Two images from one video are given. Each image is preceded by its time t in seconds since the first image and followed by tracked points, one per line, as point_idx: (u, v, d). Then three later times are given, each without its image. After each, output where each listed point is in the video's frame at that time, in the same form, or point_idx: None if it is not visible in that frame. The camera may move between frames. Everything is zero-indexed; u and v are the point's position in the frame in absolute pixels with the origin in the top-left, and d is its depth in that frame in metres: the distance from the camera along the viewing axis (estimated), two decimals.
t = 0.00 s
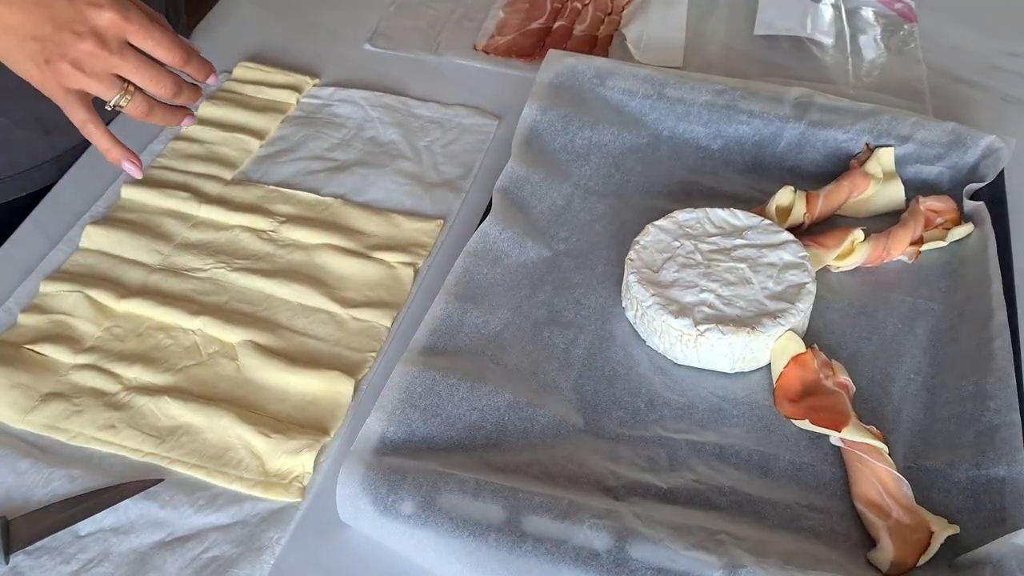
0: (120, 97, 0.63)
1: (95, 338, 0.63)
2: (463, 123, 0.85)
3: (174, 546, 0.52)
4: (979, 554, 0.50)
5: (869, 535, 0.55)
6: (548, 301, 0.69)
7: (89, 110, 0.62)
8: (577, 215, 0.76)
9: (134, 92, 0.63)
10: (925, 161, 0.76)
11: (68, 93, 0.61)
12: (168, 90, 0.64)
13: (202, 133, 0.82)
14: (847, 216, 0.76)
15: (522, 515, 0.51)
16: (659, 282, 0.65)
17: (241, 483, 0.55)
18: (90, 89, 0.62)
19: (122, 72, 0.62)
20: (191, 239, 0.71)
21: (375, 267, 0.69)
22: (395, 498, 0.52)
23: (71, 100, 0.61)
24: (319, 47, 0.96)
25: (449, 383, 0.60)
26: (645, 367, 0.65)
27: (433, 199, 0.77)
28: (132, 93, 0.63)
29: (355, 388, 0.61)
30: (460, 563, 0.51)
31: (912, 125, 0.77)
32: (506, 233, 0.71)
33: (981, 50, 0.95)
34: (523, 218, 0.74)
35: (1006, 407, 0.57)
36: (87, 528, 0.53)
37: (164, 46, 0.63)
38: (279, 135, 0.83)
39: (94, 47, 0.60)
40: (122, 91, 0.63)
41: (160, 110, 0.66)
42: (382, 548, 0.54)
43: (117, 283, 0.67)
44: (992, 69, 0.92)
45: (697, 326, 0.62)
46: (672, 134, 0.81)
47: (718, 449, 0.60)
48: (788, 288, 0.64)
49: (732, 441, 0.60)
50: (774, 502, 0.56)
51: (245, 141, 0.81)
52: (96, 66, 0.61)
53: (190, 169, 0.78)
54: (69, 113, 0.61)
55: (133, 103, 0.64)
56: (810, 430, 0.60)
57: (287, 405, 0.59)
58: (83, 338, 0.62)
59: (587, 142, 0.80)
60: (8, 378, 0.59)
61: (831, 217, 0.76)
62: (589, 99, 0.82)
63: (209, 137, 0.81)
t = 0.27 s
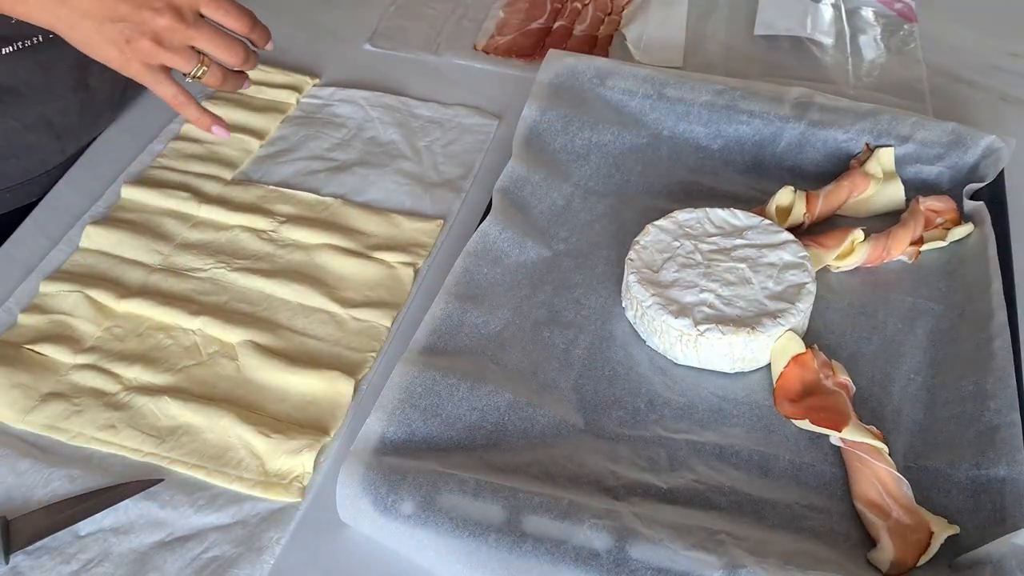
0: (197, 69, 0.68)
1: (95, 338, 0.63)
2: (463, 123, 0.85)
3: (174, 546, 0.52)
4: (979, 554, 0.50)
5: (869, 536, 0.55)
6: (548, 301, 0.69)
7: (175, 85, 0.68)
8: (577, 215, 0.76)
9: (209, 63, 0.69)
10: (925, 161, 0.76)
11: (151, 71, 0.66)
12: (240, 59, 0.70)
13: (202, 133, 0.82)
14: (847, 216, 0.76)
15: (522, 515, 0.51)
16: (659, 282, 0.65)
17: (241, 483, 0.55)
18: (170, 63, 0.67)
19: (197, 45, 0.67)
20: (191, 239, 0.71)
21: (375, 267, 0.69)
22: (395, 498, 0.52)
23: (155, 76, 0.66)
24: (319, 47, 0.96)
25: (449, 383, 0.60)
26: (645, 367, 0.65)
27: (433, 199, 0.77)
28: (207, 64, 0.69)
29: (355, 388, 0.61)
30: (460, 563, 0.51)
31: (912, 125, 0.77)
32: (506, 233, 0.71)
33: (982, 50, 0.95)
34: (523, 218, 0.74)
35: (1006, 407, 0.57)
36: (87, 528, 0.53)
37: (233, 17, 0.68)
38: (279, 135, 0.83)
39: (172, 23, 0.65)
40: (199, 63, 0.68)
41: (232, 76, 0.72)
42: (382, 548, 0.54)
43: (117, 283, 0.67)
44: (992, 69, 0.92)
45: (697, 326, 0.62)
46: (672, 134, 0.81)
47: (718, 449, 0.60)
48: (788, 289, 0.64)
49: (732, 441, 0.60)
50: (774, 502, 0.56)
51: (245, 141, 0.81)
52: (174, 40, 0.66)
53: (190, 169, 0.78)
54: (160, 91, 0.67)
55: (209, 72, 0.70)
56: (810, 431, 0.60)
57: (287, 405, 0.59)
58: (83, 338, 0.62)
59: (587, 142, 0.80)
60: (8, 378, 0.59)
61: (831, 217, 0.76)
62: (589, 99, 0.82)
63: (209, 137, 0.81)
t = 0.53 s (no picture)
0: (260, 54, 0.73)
1: (95, 338, 0.63)
2: (463, 123, 0.85)
3: (174, 546, 0.52)
4: (979, 554, 0.50)
5: (869, 536, 0.55)
6: (548, 301, 0.69)
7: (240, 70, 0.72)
8: (577, 215, 0.76)
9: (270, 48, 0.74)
10: (925, 161, 0.76)
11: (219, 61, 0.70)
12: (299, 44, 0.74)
13: (202, 133, 0.82)
14: (847, 216, 0.76)
15: (522, 515, 0.51)
16: (659, 282, 0.65)
17: (241, 483, 0.55)
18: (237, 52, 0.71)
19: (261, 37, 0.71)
20: (191, 239, 0.71)
21: (375, 268, 0.69)
22: (395, 498, 0.52)
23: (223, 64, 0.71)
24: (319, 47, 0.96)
25: (449, 383, 0.60)
26: (645, 368, 0.65)
27: (433, 199, 0.77)
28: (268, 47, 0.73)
29: (355, 388, 0.61)
30: (460, 563, 0.51)
31: (912, 125, 0.77)
32: (506, 233, 0.71)
33: (982, 50, 0.95)
34: (523, 218, 0.74)
35: (1006, 407, 0.57)
36: (87, 528, 0.53)
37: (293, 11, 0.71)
38: (280, 135, 0.83)
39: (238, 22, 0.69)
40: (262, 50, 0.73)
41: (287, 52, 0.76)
42: (381, 549, 0.54)
43: (117, 283, 0.67)
44: (992, 69, 0.92)
45: (697, 326, 0.62)
46: (672, 133, 0.81)
47: (718, 449, 0.60)
48: (788, 288, 0.64)
49: (732, 441, 0.60)
50: (774, 502, 0.56)
51: (246, 141, 0.81)
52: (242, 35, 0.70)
53: (190, 169, 0.78)
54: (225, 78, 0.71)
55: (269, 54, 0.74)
56: (810, 431, 0.60)
57: (287, 405, 0.59)
58: (83, 338, 0.62)
59: (587, 142, 0.80)
60: (8, 378, 0.59)
61: (831, 217, 0.76)
62: (589, 99, 0.82)
63: (209, 137, 0.81)
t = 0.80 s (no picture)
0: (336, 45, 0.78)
1: (95, 338, 0.63)
2: (463, 123, 0.85)
3: (174, 546, 0.52)
4: (979, 554, 0.50)
5: (869, 536, 0.55)
6: (548, 301, 0.69)
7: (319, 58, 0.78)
8: (577, 215, 0.76)
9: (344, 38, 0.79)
10: (925, 161, 0.76)
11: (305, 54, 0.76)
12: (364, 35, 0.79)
13: (202, 133, 0.82)
14: (847, 216, 0.76)
15: (522, 515, 0.51)
16: (659, 282, 0.65)
17: (241, 483, 0.55)
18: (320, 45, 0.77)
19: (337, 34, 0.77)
20: (191, 239, 0.71)
21: (375, 267, 0.69)
22: (395, 497, 0.52)
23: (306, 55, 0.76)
24: (319, 47, 0.96)
25: (449, 383, 0.60)
26: (645, 368, 0.65)
27: (433, 199, 0.77)
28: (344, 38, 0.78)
29: (355, 388, 0.61)
30: (460, 563, 0.51)
31: (912, 125, 0.77)
32: (506, 233, 0.71)
33: (982, 50, 0.95)
34: (523, 218, 0.74)
35: (1006, 407, 0.57)
36: (87, 528, 0.53)
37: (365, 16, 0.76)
38: (279, 135, 0.83)
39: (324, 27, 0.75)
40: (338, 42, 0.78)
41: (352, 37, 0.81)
42: (382, 549, 0.54)
43: (117, 283, 0.67)
44: (992, 69, 0.92)
45: (697, 326, 0.62)
46: (672, 133, 0.81)
47: (718, 449, 0.60)
48: (788, 288, 0.64)
49: (732, 441, 0.60)
50: (774, 502, 0.56)
51: (246, 141, 0.81)
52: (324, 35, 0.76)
53: (190, 169, 0.78)
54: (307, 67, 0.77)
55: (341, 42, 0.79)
56: (810, 431, 0.60)
57: (287, 405, 0.59)
58: (83, 338, 0.62)
59: (587, 142, 0.80)
60: (8, 378, 0.59)
61: (831, 217, 0.76)
62: (589, 99, 0.82)
63: (209, 137, 0.81)
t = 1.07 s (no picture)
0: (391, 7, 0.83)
1: (95, 337, 0.63)
2: (463, 123, 0.85)
3: (174, 546, 0.52)
4: (979, 554, 0.50)
5: (869, 536, 0.55)
6: (548, 301, 0.69)
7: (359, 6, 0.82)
8: (577, 215, 0.76)
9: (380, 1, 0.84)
10: (925, 161, 0.76)
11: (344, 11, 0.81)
12: None
13: (202, 133, 0.82)
14: (847, 216, 0.76)
15: (522, 515, 0.51)
16: (659, 282, 0.65)
17: (241, 483, 0.54)
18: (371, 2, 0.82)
19: None
20: (191, 239, 0.71)
21: (375, 267, 0.69)
22: (395, 498, 0.52)
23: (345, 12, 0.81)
24: (319, 47, 0.96)
25: (449, 383, 0.60)
26: (645, 368, 0.65)
27: (433, 199, 0.77)
28: None
29: (355, 388, 0.61)
30: (460, 563, 0.51)
31: (912, 125, 0.77)
32: (506, 233, 0.71)
33: (981, 51, 0.95)
34: (523, 219, 0.74)
35: (1006, 407, 0.57)
36: (87, 528, 0.53)
37: None
38: (280, 135, 0.83)
39: None
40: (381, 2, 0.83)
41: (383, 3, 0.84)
42: (382, 548, 0.54)
43: (117, 283, 0.67)
44: (992, 69, 0.92)
45: (697, 326, 0.62)
46: (672, 133, 0.81)
47: (718, 449, 0.60)
48: (788, 289, 0.64)
49: (732, 441, 0.60)
50: (774, 502, 0.56)
51: (245, 141, 0.81)
52: None
53: (190, 169, 0.78)
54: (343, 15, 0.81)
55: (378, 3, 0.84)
56: (810, 431, 0.60)
57: (287, 405, 0.59)
58: (83, 338, 0.62)
59: (587, 142, 0.80)
60: (7, 378, 0.59)
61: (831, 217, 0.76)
62: (589, 99, 0.82)
63: (209, 137, 0.81)
